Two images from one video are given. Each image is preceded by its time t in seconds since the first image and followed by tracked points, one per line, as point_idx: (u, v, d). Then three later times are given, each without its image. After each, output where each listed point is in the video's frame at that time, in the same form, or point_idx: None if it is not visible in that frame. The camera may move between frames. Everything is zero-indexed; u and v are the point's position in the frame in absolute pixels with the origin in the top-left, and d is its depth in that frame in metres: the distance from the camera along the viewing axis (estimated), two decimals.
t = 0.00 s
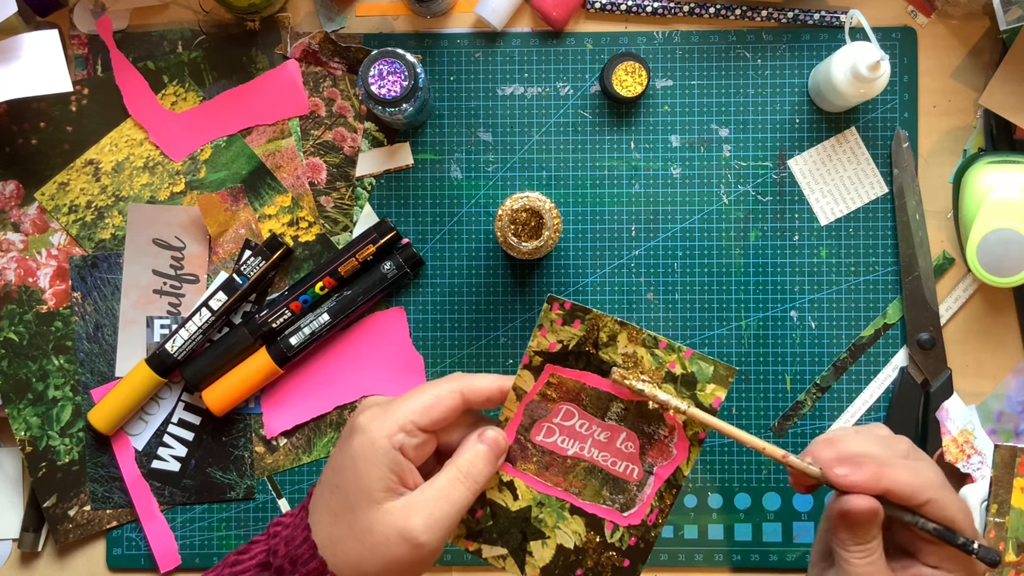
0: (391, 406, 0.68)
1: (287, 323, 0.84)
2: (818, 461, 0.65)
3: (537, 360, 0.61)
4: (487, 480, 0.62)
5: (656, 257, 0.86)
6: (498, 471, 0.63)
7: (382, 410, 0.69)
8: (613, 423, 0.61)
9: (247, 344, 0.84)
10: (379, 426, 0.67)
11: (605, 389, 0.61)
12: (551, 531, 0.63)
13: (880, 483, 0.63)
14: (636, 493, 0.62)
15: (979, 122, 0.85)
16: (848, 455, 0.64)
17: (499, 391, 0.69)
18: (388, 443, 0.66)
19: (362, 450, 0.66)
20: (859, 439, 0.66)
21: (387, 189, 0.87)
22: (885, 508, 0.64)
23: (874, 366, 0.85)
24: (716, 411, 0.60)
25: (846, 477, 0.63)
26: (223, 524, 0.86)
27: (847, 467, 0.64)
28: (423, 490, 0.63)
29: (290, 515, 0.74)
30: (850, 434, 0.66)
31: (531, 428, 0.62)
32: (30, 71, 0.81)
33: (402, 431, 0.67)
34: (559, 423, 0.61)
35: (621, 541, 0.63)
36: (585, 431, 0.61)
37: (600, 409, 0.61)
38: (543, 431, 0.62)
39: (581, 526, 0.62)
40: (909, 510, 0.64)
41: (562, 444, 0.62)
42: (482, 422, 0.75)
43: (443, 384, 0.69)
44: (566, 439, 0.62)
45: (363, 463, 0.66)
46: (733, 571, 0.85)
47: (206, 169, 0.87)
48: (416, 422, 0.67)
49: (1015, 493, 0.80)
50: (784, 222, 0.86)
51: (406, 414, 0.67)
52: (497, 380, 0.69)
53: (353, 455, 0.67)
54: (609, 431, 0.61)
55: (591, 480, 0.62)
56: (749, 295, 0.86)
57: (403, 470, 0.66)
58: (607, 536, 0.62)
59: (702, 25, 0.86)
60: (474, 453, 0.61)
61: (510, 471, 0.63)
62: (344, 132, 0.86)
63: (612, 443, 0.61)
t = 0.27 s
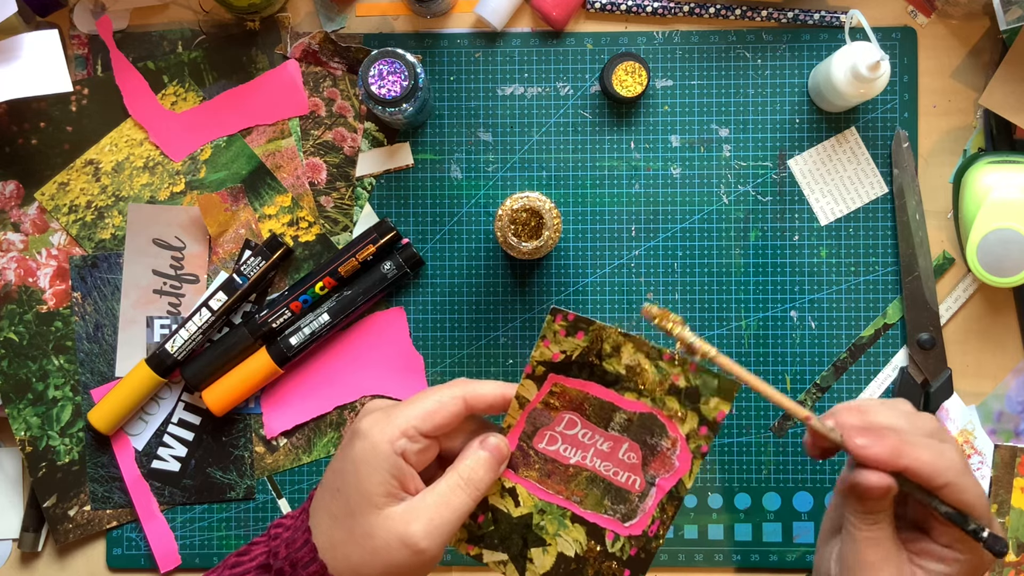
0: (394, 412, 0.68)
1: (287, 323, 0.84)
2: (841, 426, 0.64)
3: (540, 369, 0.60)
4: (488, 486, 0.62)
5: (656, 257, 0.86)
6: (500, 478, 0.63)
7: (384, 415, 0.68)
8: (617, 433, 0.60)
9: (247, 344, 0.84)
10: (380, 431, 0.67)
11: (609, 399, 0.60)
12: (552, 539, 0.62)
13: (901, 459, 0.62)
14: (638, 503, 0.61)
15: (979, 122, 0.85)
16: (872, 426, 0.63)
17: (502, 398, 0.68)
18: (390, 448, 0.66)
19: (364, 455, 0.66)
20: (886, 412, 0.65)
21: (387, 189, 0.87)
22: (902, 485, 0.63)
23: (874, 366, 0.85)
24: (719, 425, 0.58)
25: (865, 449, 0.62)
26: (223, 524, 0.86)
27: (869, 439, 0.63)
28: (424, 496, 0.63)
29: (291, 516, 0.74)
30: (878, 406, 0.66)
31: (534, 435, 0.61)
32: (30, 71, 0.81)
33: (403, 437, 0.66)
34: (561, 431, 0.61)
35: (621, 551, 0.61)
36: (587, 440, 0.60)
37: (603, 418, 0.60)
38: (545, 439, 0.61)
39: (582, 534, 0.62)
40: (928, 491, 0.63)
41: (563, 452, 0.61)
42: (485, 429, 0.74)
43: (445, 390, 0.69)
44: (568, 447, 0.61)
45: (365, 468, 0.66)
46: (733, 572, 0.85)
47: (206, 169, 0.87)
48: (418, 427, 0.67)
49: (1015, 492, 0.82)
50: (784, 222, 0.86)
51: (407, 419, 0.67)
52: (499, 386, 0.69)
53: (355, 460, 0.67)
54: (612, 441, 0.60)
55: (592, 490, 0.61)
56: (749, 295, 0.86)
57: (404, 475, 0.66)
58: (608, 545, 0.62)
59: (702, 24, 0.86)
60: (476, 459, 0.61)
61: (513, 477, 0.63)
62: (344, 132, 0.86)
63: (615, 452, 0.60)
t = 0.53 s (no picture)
0: (386, 406, 0.68)
1: (287, 323, 0.84)
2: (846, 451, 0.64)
3: (531, 358, 0.61)
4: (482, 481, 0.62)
5: (656, 257, 0.86)
6: (496, 471, 0.62)
7: (377, 410, 0.69)
8: (610, 419, 0.61)
9: (247, 344, 0.83)
10: (373, 426, 0.67)
11: (601, 385, 0.61)
12: (553, 530, 0.62)
13: (911, 482, 0.62)
14: (636, 489, 0.61)
15: (979, 122, 0.85)
16: (877, 449, 0.63)
17: (493, 387, 0.70)
18: (383, 442, 0.66)
19: (358, 450, 0.66)
20: (890, 434, 0.65)
21: (388, 189, 0.87)
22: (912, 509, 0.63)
23: (874, 366, 0.85)
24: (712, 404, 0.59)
25: (876, 474, 0.62)
26: (223, 524, 0.86)
27: (877, 464, 0.62)
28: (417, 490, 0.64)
29: (287, 517, 0.75)
30: (877, 427, 0.66)
31: (528, 426, 0.62)
32: (30, 71, 0.81)
33: (396, 431, 0.67)
34: (555, 421, 0.61)
35: (622, 537, 0.62)
36: (581, 428, 0.61)
37: (596, 405, 0.61)
38: (539, 430, 0.61)
39: (582, 524, 0.62)
40: (938, 513, 0.63)
41: (559, 442, 0.61)
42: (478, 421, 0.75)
43: (436, 382, 0.69)
44: (563, 437, 0.61)
45: (359, 463, 0.66)
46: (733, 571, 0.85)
47: (206, 169, 0.87)
48: (411, 420, 0.67)
49: (1015, 493, 0.82)
50: (784, 222, 0.86)
51: (400, 413, 0.67)
52: (491, 376, 0.70)
53: (349, 455, 0.67)
54: (606, 428, 0.61)
55: (590, 477, 0.62)
56: (749, 294, 0.86)
57: (398, 470, 0.66)
58: (608, 533, 0.62)
59: (702, 25, 0.86)
60: (470, 453, 0.61)
61: (508, 471, 0.62)
62: (344, 132, 0.86)
63: (610, 439, 0.61)
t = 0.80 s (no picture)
0: (383, 405, 0.69)
1: (287, 323, 0.84)
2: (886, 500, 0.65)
3: (524, 345, 0.62)
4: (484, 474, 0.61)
5: (656, 257, 0.86)
6: (499, 461, 0.62)
7: (375, 410, 0.69)
8: (608, 396, 0.61)
9: (247, 344, 0.83)
10: (371, 426, 0.67)
11: (595, 364, 0.61)
12: (563, 512, 0.61)
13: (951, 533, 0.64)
14: (641, 461, 0.61)
15: (979, 122, 0.85)
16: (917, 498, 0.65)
17: (490, 382, 0.69)
18: (382, 441, 0.67)
19: (357, 450, 0.67)
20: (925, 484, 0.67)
21: (388, 189, 0.87)
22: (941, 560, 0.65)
23: (874, 366, 0.85)
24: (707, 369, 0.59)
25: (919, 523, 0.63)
26: (223, 524, 0.86)
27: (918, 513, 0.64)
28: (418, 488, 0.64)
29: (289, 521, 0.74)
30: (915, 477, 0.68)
31: (527, 414, 0.61)
32: (30, 71, 0.81)
33: (395, 429, 0.67)
34: (554, 405, 0.61)
35: (633, 509, 0.61)
36: (580, 408, 0.61)
37: (592, 385, 0.61)
38: (539, 416, 0.61)
39: (591, 502, 0.61)
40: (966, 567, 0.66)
41: (559, 424, 0.61)
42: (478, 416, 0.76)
43: (431, 378, 0.69)
44: (562, 419, 0.61)
45: (359, 463, 0.66)
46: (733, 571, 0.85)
47: (206, 169, 0.87)
48: (408, 418, 0.68)
49: (1015, 492, 0.82)
50: (784, 222, 0.86)
51: (397, 411, 0.68)
52: (487, 372, 0.69)
53: (348, 456, 0.67)
54: (605, 405, 0.61)
55: (594, 455, 0.61)
56: (749, 295, 0.86)
57: (399, 469, 0.67)
58: (618, 505, 0.61)
59: (702, 25, 0.86)
60: (469, 447, 0.60)
61: (512, 459, 0.62)
62: (344, 132, 0.86)
63: (610, 416, 0.61)
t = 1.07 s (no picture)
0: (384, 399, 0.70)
1: (287, 323, 0.84)
2: None
3: (504, 337, 0.62)
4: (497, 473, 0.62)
5: (657, 257, 0.86)
6: (513, 459, 0.61)
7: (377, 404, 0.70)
8: (601, 367, 0.61)
9: (247, 344, 0.83)
10: (373, 419, 0.69)
11: (578, 338, 0.61)
12: (592, 499, 0.62)
13: None
14: (651, 425, 0.61)
15: (979, 122, 0.85)
16: None
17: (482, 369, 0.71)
18: (385, 433, 0.68)
19: (362, 444, 0.68)
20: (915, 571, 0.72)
21: (388, 189, 0.87)
22: None
23: (874, 366, 0.85)
24: (684, 313, 0.62)
25: None
26: (223, 524, 0.86)
27: None
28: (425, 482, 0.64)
29: (300, 526, 0.74)
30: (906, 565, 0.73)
31: (529, 406, 0.61)
32: (30, 71, 0.81)
33: (397, 421, 0.69)
34: (552, 390, 0.61)
35: (660, 477, 0.62)
36: (577, 387, 0.61)
37: (581, 359, 0.61)
38: (541, 405, 0.61)
39: (617, 481, 0.61)
40: None
41: (563, 408, 0.61)
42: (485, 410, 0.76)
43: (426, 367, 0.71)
44: (563, 403, 0.61)
45: (365, 458, 0.67)
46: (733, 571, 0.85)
47: (206, 169, 0.87)
48: (408, 409, 0.70)
49: (1015, 493, 0.80)
50: (784, 222, 0.86)
51: (396, 403, 0.69)
52: (478, 361, 0.72)
53: (354, 451, 0.68)
54: (600, 377, 0.61)
55: (606, 432, 0.61)
56: (749, 294, 0.86)
57: (405, 463, 0.67)
58: (645, 478, 0.62)
59: (702, 25, 0.86)
60: (482, 447, 0.61)
61: (526, 455, 0.61)
62: (344, 132, 0.86)
63: (608, 386, 0.61)
